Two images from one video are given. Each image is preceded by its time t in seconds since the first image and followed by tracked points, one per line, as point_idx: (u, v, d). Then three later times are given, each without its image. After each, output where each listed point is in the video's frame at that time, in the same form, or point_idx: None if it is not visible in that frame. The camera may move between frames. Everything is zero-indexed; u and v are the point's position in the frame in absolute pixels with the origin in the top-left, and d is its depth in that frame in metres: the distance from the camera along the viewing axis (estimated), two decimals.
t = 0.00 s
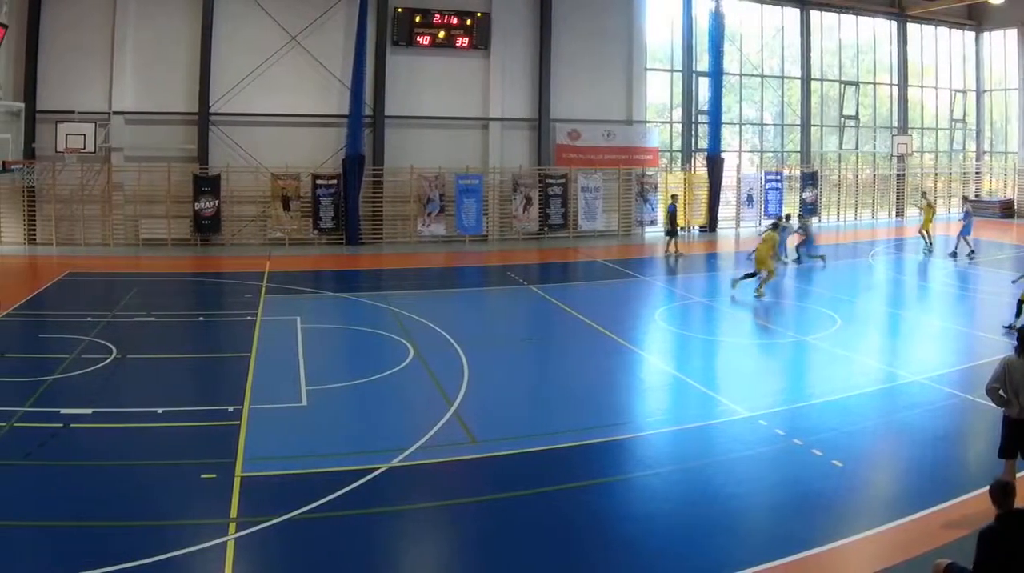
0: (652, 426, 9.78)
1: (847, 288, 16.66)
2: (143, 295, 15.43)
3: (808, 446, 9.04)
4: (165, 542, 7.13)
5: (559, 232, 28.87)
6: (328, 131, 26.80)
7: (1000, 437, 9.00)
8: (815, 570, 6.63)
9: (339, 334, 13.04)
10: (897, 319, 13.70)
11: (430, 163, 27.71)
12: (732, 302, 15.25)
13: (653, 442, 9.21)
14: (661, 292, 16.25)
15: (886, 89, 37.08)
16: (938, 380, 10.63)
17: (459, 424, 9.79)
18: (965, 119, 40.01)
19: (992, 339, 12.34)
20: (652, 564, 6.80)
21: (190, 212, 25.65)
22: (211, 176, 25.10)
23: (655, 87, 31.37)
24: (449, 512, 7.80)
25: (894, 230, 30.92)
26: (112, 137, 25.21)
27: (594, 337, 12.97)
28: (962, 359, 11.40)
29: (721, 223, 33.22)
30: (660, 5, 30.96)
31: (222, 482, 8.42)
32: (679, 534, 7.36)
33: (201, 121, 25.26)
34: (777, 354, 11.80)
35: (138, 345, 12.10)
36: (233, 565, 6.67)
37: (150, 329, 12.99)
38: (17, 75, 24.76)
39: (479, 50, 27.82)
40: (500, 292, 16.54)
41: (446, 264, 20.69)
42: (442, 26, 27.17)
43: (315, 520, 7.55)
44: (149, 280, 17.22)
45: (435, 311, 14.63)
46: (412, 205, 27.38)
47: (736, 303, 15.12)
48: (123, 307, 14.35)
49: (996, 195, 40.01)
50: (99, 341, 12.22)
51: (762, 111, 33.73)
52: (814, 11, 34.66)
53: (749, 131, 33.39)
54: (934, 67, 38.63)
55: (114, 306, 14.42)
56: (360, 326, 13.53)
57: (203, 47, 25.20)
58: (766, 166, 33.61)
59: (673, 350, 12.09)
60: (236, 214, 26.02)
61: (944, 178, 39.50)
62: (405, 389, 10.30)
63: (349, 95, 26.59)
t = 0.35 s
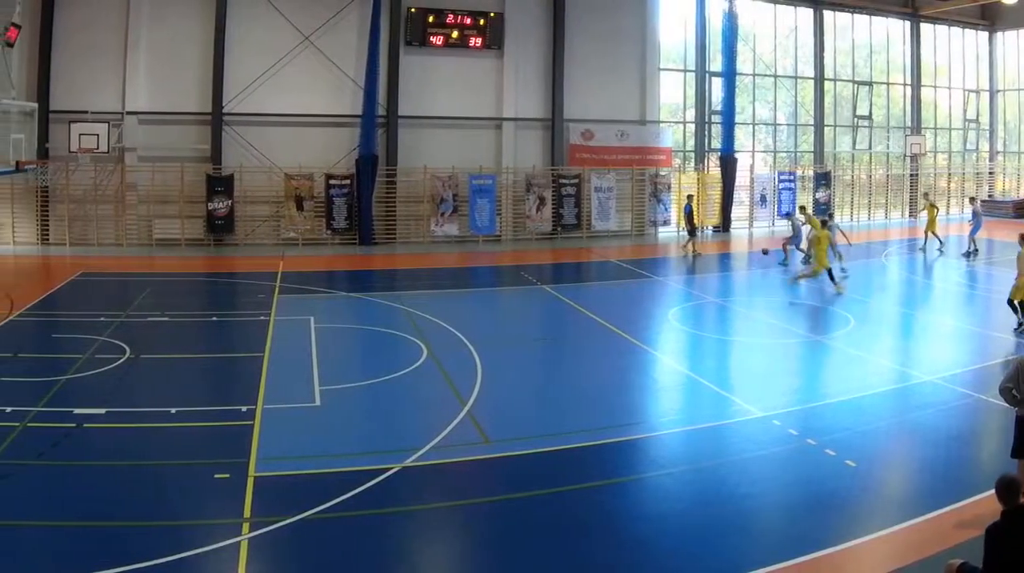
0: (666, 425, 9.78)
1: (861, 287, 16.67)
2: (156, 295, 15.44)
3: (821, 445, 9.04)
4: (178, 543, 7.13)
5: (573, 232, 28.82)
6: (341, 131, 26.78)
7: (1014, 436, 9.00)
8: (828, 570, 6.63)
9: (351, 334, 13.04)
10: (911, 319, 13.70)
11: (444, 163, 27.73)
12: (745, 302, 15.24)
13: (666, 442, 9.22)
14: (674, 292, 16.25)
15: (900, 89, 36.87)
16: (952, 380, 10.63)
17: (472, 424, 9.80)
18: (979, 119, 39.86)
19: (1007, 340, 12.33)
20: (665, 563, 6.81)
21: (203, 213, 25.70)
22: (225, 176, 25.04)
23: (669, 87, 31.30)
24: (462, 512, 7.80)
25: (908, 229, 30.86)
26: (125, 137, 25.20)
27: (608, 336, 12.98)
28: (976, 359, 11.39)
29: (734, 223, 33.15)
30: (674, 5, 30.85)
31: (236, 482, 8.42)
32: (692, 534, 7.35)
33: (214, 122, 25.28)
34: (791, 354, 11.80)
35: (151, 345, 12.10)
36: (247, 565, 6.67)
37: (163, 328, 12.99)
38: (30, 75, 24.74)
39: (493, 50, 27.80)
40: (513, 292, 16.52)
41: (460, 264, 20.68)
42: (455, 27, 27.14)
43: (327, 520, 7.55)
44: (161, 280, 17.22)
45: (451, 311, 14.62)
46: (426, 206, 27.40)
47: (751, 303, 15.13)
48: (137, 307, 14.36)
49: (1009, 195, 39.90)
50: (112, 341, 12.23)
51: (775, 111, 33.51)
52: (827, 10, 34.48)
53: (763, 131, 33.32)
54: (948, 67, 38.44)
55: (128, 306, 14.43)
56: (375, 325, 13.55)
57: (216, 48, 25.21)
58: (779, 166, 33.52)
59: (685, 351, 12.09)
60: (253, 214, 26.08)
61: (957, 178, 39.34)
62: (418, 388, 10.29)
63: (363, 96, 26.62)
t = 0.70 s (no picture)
0: (678, 426, 9.78)
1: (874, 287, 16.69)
2: (170, 295, 15.43)
3: (834, 446, 9.04)
4: (191, 543, 7.12)
5: (586, 232, 28.66)
6: (353, 131, 26.73)
7: None
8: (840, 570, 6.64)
9: (363, 334, 13.03)
10: (924, 319, 13.71)
11: (457, 163, 27.71)
12: (757, 302, 15.24)
13: (680, 442, 9.21)
14: (687, 292, 16.26)
15: (913, 89, 36.69)
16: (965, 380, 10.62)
17: (485, 424, 9.79)
18: (992, 119, 39.69)
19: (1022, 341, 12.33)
20: (678, 562, 6.82)
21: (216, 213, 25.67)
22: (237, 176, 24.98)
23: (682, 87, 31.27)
24: (475, 512, 7.80)
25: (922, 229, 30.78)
26: (138, 137, 25.22)
27: (622, 336, 12.97)
28: (990, 359, 11.39)
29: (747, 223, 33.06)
30: (688, 5, 30.78)
31: (248, 482, 8.42)
32: (706, 534, 7.35)
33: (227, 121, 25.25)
34: (803, 354, 11.80)
35: (164, 345, 12.10)
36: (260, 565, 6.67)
37: (176, 329, 12.99)
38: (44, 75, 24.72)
39: (506, 50, 27.77)
40: (526, 292, 16.51)
41: (474, 264, 20.69)
42: (469, 26, 27.12)
43: (339, 520, 7.54)
44: (175, 280, 17.22)
45: (465, 312, 14.63)
46: (439, 205, 27.26)
47: (764, 303, 15.15)
48: (151, 307, 14.36)
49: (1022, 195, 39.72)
50: (125, 341, 12.23)
51: (789, 112, 33.51)
52: (841, 11, 34.37)
53: (776, 131, 33.26)
54: (961, 67, 38.27)
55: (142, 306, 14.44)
56: (391, 326, 13.53)
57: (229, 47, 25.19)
58: (792, 165, 33.64)
59: (698, 351, 12.09)
60: (268, 214, 26.12)
61: (971, 179, 39.17)
62: (431, 388, 10.28)
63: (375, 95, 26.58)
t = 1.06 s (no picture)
0: (692, 426, 9.78)
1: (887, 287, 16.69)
2: (182, 295, 15.44)
3: (848, 446, 9.04)
4: (204, 543, 7.13)
5: (599, 232, 28.60)
6: (367, 131, 26.72)
7: None
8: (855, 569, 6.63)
9: (375, 334, 13.04)
10: (937, 319, 13.71)
11: (471, 163, 27.67)
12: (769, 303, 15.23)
13: (694, 441, 9.22)
14: (700, 292, 16.27)
15: (926, 90, 36.29)
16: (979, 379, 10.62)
17: (498, 425, 9.79)
18: (1006, 119, 39.39)
19: None
20: (692, 563, 6.82)
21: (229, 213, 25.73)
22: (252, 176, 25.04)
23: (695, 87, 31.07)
24: (488, 512, 7.80)
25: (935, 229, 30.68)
26: (152, 137, 25.20)
27: (635, 337, 12.97)
28: (1004, 360, 11.38)
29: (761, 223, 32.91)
30: (701, 5, 30.56)
31: (263, 482, 8.43)
32: (720, 534, 7.34)
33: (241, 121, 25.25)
34: (816, 355, 11.80)
35: (177, 345, 12.09)
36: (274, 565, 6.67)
37: (189, 328, 12.99)
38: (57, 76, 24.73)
39: (519, 50, 27.72)
40: (540, 292, 16.50)
41: (488, 264, 20.70)
42: (482, 26, 27.07)
43: (352, 520, 7.54)
44: (188, 280, 17.23)
45: (479, 312, 14.64)
46: (452, 205, 27.25)
47: (778, 303, 15.15)
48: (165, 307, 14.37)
49: None
50: (138, 341, 12.23)
51: (802, 112, 33.33)
52: (854, 11, 34.09)
53: (789, 131, 33.07)
54: (975, 68, 37.79)
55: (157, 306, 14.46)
56: (408, 326, 13.53)
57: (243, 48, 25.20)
58: (805, 165, 33.49)
59: (710, 351, 12.10)
60: (282, 214, 26.11)
61: (984, 179, 38.92)
62: (444, 388, 10.27)
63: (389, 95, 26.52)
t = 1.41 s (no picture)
0: (706, 426, 9.77)
1: (901, 287, 16.70)
2: (196, 295, 15.44)
3: (861, 446, 9.04)
4: (219, 543, 7.13)
5: (615, 232, 28.48)
6: (381, 131, 26.62)
7: None
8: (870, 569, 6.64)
9: (388, 334, 13.05)
10: (952, 319, 13.70)
11: (485, 163, 27.59)
12: (782, 302, 15.22)
13: (709, 441, 9.21)
14: (714, 292, 16.25)
15: (941, 89, 35.93)
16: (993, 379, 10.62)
17: (513, 425, 9.78)
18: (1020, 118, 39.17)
19: None
20: (707, 562, 6.81)
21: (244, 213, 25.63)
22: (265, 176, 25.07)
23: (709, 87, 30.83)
24: (502, 512, 7.80)
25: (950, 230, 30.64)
26: (167, 137, 25.20)
27: (650, 336, 12.97)
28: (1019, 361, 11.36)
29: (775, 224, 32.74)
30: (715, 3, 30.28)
31: (277, 481, 8.43)
32: (735, 534, 7.34)
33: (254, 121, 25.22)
34: (829, 354, 11.80)
35: (191, 345, 12.09)
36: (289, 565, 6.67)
37: (203, 328, 13.01)
38: (72, 77, 24.82)
39: (534, 50, 27.62)
40: (554, 292, 16.49)
41: (502, 264, 20.68)
42: (497, 26, 26.99)
43: (367, 520, 7.53)
44: (204, 280, 17.23)
45: (495, 312, 14.64)
46: (465, 205, 27.16)
47: (792, 303, 15.14)
48: (180, 307, 14.39)
49: None
50: (152, 341, 12.23)
51: (817, 112, 33.06)
52: (869, 11, 33.81)
53: (804, 131, 32.79)
54: (990, 67, 37.63)
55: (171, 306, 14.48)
56: (425, 326, 13.52)
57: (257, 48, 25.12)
58: (820, 165, 33.25)
59: (724, 350, 12.09)
60: (296, 214, 26.06)
61: (998, 179, 38.72)
62: (457, 389, 10.26)
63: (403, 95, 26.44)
